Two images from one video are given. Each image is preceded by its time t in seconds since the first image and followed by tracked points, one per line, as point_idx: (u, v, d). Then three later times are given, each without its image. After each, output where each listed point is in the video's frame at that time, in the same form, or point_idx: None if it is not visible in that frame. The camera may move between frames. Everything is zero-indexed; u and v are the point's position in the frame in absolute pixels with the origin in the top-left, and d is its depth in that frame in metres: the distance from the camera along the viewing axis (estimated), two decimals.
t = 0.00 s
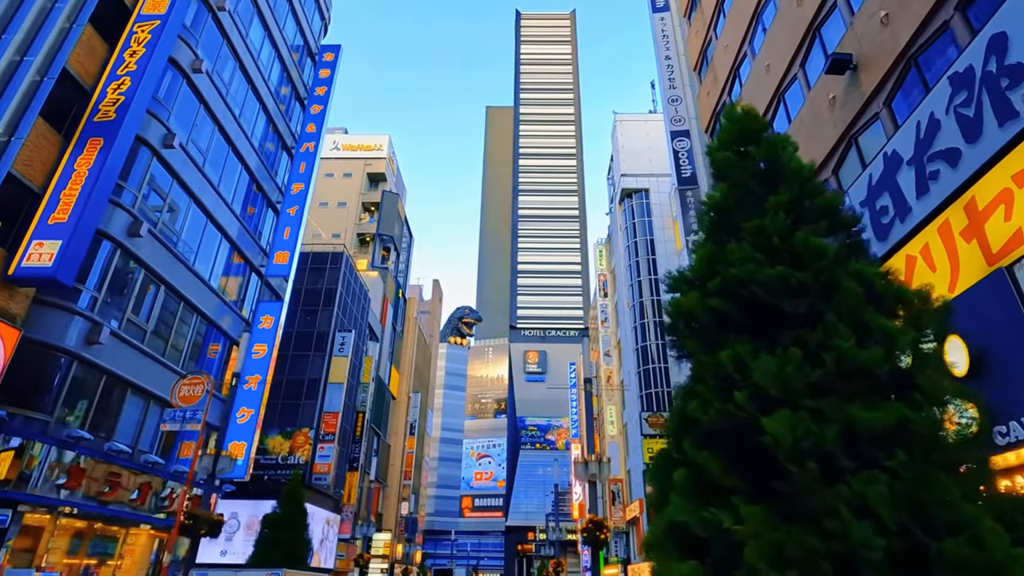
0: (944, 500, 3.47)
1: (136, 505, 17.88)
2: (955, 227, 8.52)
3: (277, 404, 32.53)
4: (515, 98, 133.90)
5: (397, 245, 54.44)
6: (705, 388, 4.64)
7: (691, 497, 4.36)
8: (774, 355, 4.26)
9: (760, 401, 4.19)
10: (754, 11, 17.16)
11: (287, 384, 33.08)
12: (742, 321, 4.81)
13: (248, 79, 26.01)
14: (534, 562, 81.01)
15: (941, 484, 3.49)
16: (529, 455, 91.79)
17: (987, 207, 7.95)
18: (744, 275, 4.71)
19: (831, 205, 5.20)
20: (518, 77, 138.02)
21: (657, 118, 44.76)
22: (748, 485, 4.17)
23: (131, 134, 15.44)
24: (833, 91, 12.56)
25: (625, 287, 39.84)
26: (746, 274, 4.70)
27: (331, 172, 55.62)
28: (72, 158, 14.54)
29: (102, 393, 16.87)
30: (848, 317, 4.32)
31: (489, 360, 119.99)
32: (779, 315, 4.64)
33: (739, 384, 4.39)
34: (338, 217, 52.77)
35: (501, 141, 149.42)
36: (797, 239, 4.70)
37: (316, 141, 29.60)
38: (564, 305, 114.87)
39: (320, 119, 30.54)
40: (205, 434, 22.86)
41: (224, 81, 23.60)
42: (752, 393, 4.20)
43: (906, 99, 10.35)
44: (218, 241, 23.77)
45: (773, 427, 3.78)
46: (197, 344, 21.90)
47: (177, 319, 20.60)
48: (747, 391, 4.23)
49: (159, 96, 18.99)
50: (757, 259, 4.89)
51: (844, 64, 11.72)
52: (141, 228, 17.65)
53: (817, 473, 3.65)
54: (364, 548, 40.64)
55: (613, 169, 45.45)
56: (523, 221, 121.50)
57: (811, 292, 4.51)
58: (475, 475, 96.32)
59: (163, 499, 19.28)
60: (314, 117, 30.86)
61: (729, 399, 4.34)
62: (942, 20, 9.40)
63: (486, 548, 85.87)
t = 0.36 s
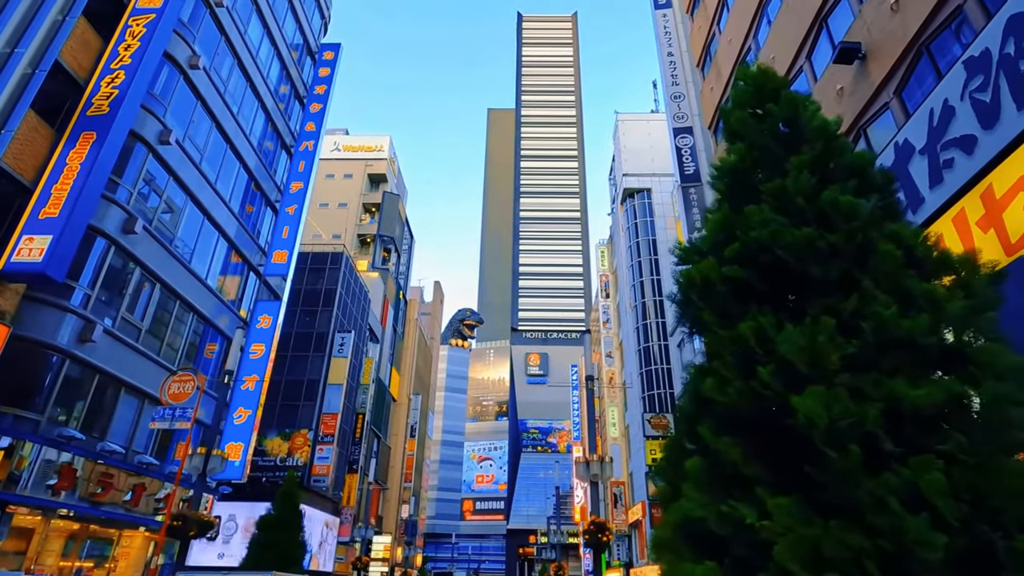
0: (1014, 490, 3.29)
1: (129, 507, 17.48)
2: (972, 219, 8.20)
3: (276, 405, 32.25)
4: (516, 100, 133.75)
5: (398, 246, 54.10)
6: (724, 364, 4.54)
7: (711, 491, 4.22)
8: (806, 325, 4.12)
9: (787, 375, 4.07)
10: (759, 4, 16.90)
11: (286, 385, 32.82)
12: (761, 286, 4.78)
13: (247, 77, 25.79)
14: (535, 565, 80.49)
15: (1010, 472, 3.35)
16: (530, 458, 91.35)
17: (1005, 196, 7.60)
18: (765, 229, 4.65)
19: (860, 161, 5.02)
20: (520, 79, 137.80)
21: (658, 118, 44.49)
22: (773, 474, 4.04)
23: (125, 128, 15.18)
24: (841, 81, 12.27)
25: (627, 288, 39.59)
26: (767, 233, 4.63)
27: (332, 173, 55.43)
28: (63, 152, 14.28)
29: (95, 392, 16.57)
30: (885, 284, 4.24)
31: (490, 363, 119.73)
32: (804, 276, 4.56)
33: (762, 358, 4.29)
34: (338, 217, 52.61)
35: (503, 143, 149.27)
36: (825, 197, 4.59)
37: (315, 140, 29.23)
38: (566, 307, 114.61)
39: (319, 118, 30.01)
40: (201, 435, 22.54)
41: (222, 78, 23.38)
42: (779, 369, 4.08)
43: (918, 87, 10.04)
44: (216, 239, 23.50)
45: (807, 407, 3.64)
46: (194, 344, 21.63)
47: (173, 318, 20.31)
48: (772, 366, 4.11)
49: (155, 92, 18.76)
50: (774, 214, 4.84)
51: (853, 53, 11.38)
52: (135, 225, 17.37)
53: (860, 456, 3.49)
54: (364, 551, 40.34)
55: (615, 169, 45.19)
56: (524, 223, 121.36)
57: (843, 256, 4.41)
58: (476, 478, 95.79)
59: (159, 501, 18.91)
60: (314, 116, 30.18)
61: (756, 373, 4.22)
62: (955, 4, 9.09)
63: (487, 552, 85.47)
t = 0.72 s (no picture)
0: None
1: (119, 506, 17.09)
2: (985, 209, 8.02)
3: (271, 404, 31.87)
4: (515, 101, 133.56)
5: (395, 246, 53.81)
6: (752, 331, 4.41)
7: (740, 472, 4.01)
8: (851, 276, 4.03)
9: (826, 339, 3.95)
10: None
11: (282, 384, 32.45)
12: (790, 243, 4.77)
13: (243, 72, 25.52)
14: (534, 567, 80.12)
15: None
16: (528, 460, 90.92)
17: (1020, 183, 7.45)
18: (795, 181, 4.58)
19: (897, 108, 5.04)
20: (518, 80, 137.64)
21: (658, 117, 44.31)
22: (810, 454, 3.91)
23: (115, 120, 14.88)
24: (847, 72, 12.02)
25: (626, 288, 39.39)
26: (797, 185, 4.56)
27: (330, 172, 55.08)
28: (52, 143, 13.96)
29: (83, 389, 16.23)
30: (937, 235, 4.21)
31: (488, 364, 119.35)
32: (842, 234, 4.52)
33: (793, 319, 4.16)
34: (336, 217, 52.32)
35: (501, 144, 149.05)
36: (860, 144, 4.47)
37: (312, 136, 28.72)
38: (564, 308, 114.46)
39: (317, 114, 29.48)
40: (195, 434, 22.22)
41: (217, 73, 23.08)
42: (820, 326, 3.98)
43: (926, 76, 9.79)
44: (210, 236, 23.19)
45: (857, 371, 3.45)
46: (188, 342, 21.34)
47: (165, 315, 19.98)
48: (812, 326, 3.99)
49: (147, 85, 18.47)
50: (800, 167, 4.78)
51: (859, 41, 11.13)
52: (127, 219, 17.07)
53: (920, 425, 3.29)
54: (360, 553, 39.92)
55: (614, 168, 45.00)
56: (523, 224, 121.20)
57: (887, 206, 4.34)
58: (474, 480, 95.28)
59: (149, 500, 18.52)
60: (310, 112, 29.66)
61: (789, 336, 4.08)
62: None
63: (485, 554, 85.04)
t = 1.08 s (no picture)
0: None
1: (109, 504, 16.75)
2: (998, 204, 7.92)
3: (266, 401, 31.51)
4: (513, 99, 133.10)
5: (392, 243, 53.46)
6: (798, 288, 4.35)
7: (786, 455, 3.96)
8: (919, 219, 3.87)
9: (894, 290, 3.82)
10: None
11: (277, 382, 32.11)
12: (843, 192, 4.74)
13: (239, 64, 25.20)
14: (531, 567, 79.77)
15: None
16: (525, 459, 90.67)
17: None
18: (849, 119, 4.44)
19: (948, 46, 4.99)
20: (517, 78, 137.15)
21: (657, 114, 43.98)
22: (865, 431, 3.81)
23: (105, 109, 14.54)
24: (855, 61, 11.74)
25: (625, 286, 39.13)
26: (849, 123, 4.43)
27: (326, 168, 54.65)
28: (39, 132, 13.62)
29: (73, 384, 15.91)
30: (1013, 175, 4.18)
31: (485, 363, 118.93)
32: (903, 177, 4.47)
33: (849, 277, 4.11)
34: (332, 214, 51.95)
35: (500, 142, 148.60)
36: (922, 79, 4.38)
37: (309, 130, 28.26)
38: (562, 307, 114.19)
39: (313, 108, 29.04)
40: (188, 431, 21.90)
41: (211, 64, 22.74)
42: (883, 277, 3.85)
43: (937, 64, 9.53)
44: (204, 230, 22.85)
45: (939, 327, 3.29)
46: (182, 338, 21.05)
47: (158, 309, 19.65)
48: (873, 281, 3.87)
49: (139, 75, 18.12)
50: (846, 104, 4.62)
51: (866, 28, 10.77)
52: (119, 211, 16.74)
53: None
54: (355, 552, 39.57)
55: (614, 165, 44.70)
56: (521, 223, 120.85)
57: (957, 141, 4.31)
58: (471, 479, 94.73)
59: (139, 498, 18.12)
60: (307, 107, 29.29)
61: (848, 291, 3.99)
62: None
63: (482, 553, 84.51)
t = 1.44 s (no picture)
0: None
1: (99, 497, 16.61)
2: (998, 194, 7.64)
3: (260, 395, 31.15)
4: (511, 94, 132.54)
5: (389, 237, 53.07)
6: (842, 216, 3.77)
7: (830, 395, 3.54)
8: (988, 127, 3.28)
9: (966, 204, 3.33)
10: None
11: (271, 375, 31.75)
12: (887, 103, 4.11)
13: (231, 52, 24.77)
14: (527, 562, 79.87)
15: None
16: (522, 455, 90.71)
17: None
18: (898, 22, 3.81)
19: None
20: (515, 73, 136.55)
21: (657, 107, 43.50)
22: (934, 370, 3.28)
23: (93, 93, 14.23)
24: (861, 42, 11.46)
25: (623, 281, 38.83)
26: (898, 28, 3.81)
27: (323, 162, 54.29)
28: (25, 115, 13.29)
29: (60, 375, 15.59)
30: None
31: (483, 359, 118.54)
32: (966, 81, 3.81)
33: (910, 195, 3.59)
34: (328, 207, 51.56)
35: (498, 138, 148.07)
36: None
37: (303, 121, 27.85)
38: (560, 303, 114.03)
39: (308, 98, 28.58)
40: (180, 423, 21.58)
41: (203, 51, 22.35)
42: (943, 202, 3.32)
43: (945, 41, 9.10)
44: (197, 221, 22.56)
45: None
46: (173, 331, 20.74)
47: (149, 300, 19.32)
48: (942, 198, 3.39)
49: (129, 60, 17.78)
50: (893, 12, 3.95)
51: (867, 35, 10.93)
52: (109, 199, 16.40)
53: None
54: (351, 547, 39.37)
55: (612, 159, 44.30)
56: (519, 219, 120.66)
57: None
58: (468, 474, 94.90)
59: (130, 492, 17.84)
60: (302, 96, 28.85)
61: (908, 212, 3.47)
62: None
63: (479, 548, 84.64)
